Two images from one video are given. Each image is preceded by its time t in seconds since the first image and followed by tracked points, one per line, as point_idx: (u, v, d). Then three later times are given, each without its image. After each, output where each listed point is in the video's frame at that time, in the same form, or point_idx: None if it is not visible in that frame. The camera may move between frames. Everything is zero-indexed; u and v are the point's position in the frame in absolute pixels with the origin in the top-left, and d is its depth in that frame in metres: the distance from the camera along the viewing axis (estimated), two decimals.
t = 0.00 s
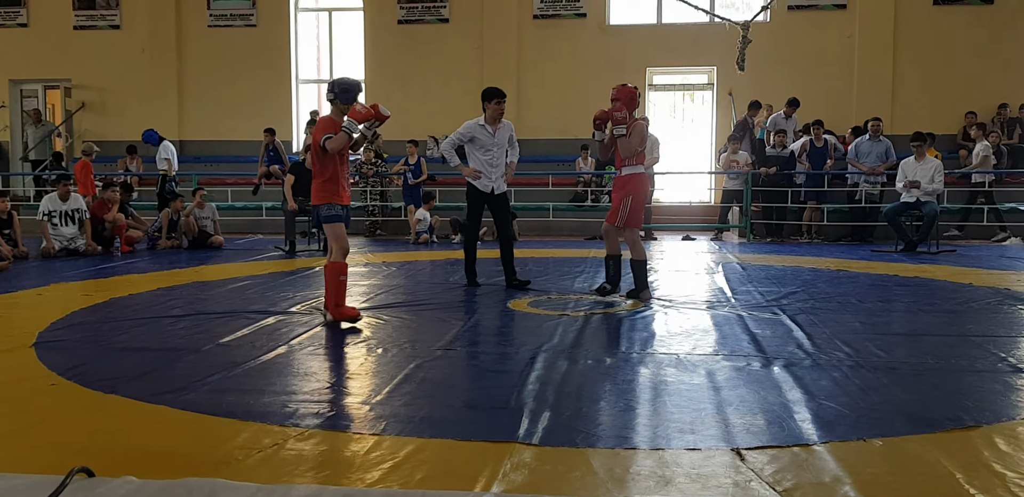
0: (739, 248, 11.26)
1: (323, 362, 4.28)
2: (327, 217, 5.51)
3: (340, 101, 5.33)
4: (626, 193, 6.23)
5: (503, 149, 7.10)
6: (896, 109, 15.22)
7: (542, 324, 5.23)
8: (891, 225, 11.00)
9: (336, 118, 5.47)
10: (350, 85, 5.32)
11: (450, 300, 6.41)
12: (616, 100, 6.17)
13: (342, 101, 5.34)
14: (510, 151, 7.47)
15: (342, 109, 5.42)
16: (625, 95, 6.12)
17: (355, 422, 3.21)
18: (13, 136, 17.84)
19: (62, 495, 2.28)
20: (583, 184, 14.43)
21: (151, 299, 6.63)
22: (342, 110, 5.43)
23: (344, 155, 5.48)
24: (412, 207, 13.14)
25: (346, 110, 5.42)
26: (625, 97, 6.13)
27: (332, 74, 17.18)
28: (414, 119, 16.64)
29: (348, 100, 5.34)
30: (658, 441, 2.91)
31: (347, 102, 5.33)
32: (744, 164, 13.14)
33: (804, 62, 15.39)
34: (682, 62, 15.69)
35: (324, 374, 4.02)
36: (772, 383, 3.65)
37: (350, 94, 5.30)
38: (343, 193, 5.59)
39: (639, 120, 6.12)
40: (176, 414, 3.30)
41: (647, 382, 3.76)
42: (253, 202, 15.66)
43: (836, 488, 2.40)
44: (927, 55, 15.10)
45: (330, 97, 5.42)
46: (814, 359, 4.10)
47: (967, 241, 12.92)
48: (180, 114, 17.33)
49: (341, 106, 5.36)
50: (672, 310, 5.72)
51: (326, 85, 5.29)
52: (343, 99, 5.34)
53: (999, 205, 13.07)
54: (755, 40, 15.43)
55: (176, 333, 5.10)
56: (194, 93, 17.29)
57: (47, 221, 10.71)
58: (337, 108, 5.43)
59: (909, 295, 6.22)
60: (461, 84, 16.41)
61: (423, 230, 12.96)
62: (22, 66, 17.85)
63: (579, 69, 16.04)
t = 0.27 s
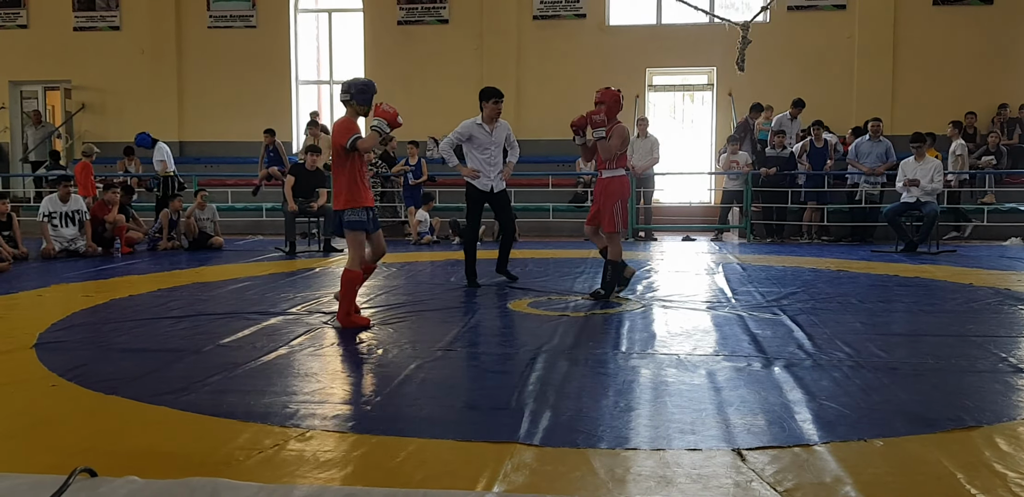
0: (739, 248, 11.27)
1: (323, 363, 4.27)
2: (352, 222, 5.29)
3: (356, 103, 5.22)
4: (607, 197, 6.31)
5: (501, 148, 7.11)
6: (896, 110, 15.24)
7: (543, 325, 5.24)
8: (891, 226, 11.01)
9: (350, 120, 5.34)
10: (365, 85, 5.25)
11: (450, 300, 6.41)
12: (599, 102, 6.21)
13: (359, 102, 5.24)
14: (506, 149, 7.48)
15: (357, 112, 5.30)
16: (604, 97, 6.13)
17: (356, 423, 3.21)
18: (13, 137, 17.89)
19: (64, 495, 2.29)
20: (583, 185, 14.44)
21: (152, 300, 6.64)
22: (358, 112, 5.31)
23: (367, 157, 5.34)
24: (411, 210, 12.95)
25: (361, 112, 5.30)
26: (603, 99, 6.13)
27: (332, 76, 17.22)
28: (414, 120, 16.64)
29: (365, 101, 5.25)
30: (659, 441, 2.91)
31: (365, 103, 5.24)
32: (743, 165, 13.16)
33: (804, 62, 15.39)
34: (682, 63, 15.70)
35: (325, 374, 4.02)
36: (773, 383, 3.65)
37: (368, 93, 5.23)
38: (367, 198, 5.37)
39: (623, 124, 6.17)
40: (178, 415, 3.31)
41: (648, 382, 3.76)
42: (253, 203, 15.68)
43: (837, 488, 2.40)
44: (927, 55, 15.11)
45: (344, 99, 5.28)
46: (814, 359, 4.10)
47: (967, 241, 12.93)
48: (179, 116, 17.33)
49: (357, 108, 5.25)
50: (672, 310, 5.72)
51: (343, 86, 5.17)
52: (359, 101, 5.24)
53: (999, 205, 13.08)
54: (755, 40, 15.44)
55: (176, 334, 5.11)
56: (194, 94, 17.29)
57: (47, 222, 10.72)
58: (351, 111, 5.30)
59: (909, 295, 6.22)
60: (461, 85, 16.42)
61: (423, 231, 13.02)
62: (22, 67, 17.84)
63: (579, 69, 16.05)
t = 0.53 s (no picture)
0: (738, 248, 11.27)
1: (323, 363, 4.27)
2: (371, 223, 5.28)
3: (382, 103, 5.24)
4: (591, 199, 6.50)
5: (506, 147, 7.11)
6: (894, 110, 15.25)
7: (543, 325, 5.24)
8: (890, 225, 11.01)
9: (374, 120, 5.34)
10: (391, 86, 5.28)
11: (450, 300, 6.41)
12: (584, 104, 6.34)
13: (386, 102, 5.25)
14: (512, 152, 7.49)
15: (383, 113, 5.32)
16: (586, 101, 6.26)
17: (355, 423, 3.21)
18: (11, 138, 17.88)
19: (64, 494, 2.29)
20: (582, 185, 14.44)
21: (151, 300, 6.63)
22: (382, 112, 5.34)
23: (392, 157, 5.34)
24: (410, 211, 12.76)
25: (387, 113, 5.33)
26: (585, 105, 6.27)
27: (331, 76, 17.21)
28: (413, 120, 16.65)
29: (390, 102, 5.28)
30: (658, 441, 2.91)
31: (390, 103, 5.27)
32: (742, 165, 13.16)
33: (803, 63, 15.40)
34: (681, 63, 15.70)
35: (324, 374, 4.02)
36: (772, 383, 3.66)
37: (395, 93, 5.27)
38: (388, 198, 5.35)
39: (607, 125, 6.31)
40: (178, 414, 3.31)
41: (647, 382, 3.76)
42: (252, 203, 15.67)
43: (836, 488, 2.40)
44: (925, 55, 15.13)
45: (368, 99, 5.29)
46: (813, 359, 4.10)
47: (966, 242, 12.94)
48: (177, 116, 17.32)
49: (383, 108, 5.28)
50: (671, 310, 5.72)
51: (370, 85, 5.18)
52: (384, 101, 5.26)
53: (997, 205, 13.10)
54: (754, 41, 15.44)
55: (175, 334, 5.10)
56: (193, 94, 17.28)
57: (45, 222, 10.71)
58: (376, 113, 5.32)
59: (908, 295, 6.22)
60: (460, 85, 16.41)
61: (423, 231, 13.03)
62: (20, 67, 17.82)
63: (578, 69, 16.05)
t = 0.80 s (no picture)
0: (738, 248, 11.27)
1: (322, 362, 4.27)
2: (396, 218, 5.26)
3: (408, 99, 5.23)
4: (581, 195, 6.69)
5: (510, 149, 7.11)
6: (894, 110, 15.25)
7: (543, 324, 5.24)
8: (890, 225, 11.01)
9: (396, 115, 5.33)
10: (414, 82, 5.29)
11: (449, 300, 6.41)
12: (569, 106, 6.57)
13: (410, 98, 5.26)
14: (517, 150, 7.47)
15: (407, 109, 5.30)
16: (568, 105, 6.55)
17: (355, 422, 3.21)
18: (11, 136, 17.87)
19: (65, 493, 2.29)
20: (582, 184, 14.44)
21: (150, 299, 6.63)
22: (405, 109, 5.32)
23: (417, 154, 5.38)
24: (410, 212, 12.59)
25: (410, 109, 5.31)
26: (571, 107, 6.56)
27: (331, 75, 17.20)
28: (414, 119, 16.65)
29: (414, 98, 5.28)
30: (658, 441, 2.91)
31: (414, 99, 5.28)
32: (742, 164, 13.14)
33: (803, 62, 15.39)
34: (681, 62, 15.70)
35: (324, 374, 4.02)
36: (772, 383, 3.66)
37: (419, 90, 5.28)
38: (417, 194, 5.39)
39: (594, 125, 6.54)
40: (178, 413, 3.31)
41: (647, 382, 3.76)
42: (252, 202, 15.66)
43: (835, 487, 2.40)
44: (925, 54, 15.13)
45: (392, 97, 5.24)
46: (813, 358, 4.10)
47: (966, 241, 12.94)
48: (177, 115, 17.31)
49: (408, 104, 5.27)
50: (671, 310, 5.72)
51: (394, 81, 5.17)
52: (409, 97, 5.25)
53: (997, 204, 13.10)
54: (754, 40, 15.44)
55: (174, 333, 5.10)
56: (193, 93, 17.27)
57: (45, 221, 10.70)
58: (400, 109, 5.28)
59: (909, 294, 6.23)
60: (460, 85, 16.41)
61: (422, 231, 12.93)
62: (20, 66, 17.80)
63: (578, 68, 16.04)
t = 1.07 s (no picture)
0: (739, 247, 11.26)
1: (324, 362, 4.27)
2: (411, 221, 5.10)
3: (412, 96, 5.17)
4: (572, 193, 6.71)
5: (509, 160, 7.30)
6: (895, 110, 15.23)
7: (544, 324, 5.23)
8: (892, 224, 11.00)
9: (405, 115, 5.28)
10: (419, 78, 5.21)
11: (451, 300, 6.41)
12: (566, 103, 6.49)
13: (415, 95, 5.19)
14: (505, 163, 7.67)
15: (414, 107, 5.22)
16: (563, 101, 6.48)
17: (357, 421, 3.21)
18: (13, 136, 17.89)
19: (68, 493, 2.30)
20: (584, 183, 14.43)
21: (152, 299, 6.63)
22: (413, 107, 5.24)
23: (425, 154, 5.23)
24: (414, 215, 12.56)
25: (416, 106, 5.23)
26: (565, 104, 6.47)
27: (332, 75, 17.20)
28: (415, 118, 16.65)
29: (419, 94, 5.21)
30: (660, 441, 2.91)
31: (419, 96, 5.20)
32: (743, 164, 13.13)
33: (804, 61, 15.38)
34: (682, 62, 15.70)
35: (325, 374, 4.02)
36: (773, 382, 3.66)
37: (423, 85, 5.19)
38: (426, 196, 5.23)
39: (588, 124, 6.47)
40: (179, 414, 3.31)
41: (649, 382, 3.76)
42: (253, 202, 15.67)
43: (837, 487, 2.40)
44: (926, 53, 15.11)
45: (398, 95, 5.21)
46: (815, 358, 4.10)
47: (967, 240, 12.93)
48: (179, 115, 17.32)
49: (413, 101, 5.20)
50: (672, 309, 5.72)
51: (397, 78, 5.14)
52: (414, 94, 5.20)
53: (999, 204, 13.09)
54: (755, 39, 15.43)
55: (176, 333, 5.10)
56: (194, 92, 17.28)
57: (47, 220, 10.71)
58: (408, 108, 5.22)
59: (911, 294, 6.22)
60: (461, 84, 16.41)
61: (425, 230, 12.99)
62: (22, 66, 17.82)
63: (579, 68, 16.04)
